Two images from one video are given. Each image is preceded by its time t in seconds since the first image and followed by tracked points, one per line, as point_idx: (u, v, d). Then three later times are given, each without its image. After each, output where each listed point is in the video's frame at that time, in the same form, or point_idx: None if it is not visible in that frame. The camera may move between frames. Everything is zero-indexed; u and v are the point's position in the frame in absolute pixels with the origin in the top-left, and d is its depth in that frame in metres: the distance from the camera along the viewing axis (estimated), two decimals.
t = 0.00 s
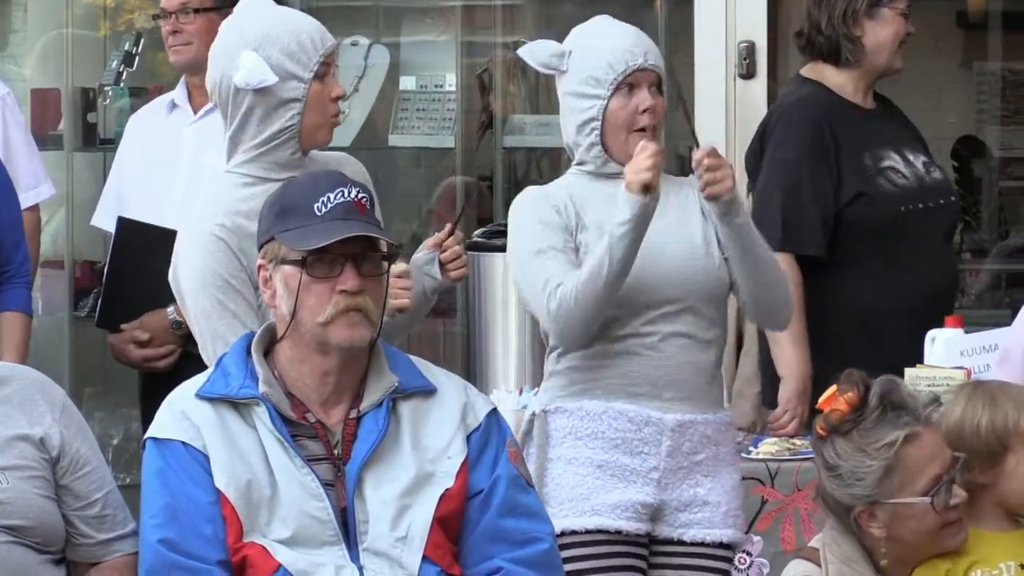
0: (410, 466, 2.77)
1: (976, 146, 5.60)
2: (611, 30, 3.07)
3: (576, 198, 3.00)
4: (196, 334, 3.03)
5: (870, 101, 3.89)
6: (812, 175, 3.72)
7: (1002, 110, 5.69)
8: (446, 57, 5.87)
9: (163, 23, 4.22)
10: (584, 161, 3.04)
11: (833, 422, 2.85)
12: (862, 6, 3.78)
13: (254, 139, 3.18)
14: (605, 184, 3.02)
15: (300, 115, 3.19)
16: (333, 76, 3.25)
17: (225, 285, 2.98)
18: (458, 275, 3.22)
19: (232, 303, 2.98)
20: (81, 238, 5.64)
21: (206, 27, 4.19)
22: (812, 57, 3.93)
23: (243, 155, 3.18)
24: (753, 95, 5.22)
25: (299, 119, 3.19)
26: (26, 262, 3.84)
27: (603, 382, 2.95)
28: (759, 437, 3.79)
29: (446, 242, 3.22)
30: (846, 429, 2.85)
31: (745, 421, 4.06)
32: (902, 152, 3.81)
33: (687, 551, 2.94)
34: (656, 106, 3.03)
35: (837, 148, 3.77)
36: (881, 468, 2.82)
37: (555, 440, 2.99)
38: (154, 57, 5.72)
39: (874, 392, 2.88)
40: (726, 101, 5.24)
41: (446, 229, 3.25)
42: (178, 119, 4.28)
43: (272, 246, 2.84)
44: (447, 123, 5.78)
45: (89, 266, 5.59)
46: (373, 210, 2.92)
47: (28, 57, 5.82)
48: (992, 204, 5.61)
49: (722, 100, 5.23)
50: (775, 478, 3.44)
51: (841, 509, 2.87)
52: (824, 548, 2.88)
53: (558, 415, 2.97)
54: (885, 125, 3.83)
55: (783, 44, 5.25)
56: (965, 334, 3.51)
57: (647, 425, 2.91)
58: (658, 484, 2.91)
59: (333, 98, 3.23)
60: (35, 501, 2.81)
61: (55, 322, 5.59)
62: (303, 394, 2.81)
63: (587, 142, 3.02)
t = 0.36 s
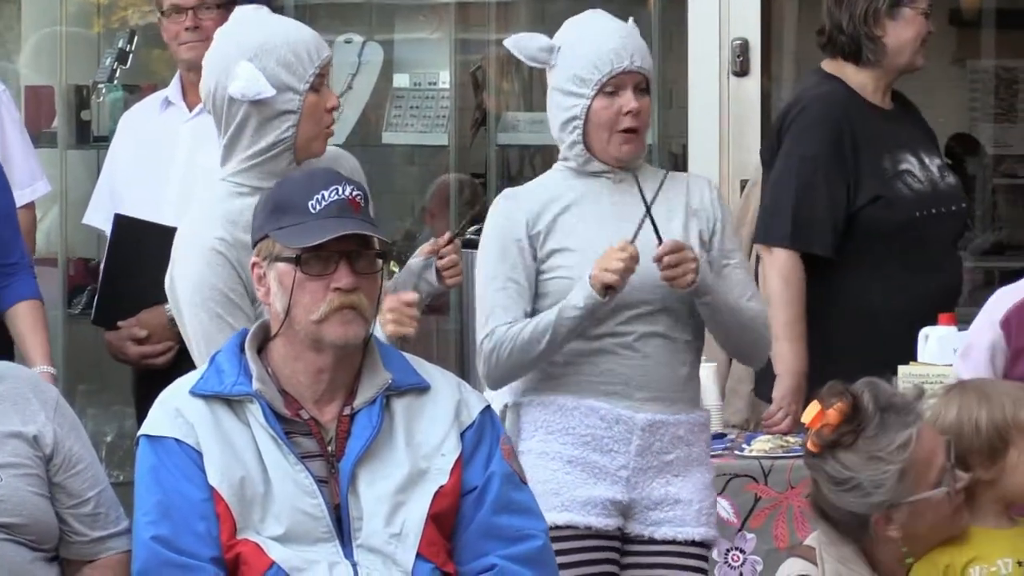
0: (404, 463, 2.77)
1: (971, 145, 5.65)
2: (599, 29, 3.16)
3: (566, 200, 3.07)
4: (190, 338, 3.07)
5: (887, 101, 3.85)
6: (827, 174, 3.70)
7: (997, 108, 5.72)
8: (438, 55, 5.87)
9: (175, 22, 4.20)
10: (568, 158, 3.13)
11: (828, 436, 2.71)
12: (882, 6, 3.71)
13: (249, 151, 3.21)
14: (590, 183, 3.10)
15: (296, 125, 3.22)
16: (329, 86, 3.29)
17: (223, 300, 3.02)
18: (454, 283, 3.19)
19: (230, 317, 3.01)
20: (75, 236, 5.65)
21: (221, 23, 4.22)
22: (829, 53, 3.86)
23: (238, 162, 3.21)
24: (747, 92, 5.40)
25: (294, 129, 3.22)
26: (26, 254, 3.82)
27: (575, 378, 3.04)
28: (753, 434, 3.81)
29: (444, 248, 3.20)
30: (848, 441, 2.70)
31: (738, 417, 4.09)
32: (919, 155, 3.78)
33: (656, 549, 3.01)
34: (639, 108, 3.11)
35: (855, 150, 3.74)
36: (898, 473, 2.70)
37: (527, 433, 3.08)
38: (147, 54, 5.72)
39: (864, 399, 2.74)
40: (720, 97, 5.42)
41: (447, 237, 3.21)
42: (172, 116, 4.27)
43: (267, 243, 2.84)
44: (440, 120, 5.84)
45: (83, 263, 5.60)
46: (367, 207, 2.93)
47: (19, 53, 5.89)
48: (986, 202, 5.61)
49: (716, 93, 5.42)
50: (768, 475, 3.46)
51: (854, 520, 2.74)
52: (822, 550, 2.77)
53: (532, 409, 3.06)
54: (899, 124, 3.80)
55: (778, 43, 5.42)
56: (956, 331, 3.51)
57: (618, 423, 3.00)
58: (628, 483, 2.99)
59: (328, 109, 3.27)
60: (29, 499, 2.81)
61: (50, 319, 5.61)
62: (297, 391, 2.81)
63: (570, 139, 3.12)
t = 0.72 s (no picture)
0: (388, 461, 2.77)
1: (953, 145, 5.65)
2: (589, 37, 3.20)
3: (539, 201, 3.16)
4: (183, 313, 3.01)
5: (875, 97, 3.84)
6: (814, 171, 3.70)
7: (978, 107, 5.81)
8: (423, 54, 5.89)
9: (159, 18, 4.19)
10: (546, 156, 3.18)
11: (825, 449, 2.68)
12: (871, 5, 3.70)
13: (236, 134, 3.11)
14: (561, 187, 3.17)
15: (285, 115, 3.13)
16: (322, 75, 3.20)
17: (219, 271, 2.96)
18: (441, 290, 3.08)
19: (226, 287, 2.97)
20: (57, 235, 5.65)
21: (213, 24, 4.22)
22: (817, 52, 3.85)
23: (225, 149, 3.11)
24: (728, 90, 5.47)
25: (284, 119, 3.13)
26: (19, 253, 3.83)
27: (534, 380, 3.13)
28: (737, 433, 3.83)
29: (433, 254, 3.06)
30: (846, 455, 2.66)
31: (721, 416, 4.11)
32: (906, 152, 3.77)
33: (631, 554, 3.07)
34: (628, 117, 3.16)
35: (843, 146, 3.73)
36: (898, 488, 2.66)
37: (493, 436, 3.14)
38: (130, 53, 5.74)
39: (860, 412, 2.70)
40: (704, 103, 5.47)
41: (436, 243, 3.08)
42: (157, 115, 4.26)
43: (250, 243, 2.84)
44: (423, 119, 5.84)
45: (65, 262, 5.60)
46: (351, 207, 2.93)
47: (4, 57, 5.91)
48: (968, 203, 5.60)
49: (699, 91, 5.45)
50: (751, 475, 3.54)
51: (850, 533, 2.70)
52: (806, 550, 2.72)
53: (499, 412, 3.13)
54: (888, 122, 3.78)
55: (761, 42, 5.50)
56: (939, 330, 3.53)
57: (587, 427, 3.09)
58: (596, 487, 3.07)
59: (320, 100, 3.19)
60: (10, 498, 2.81)
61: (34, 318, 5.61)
62: (280, 390, 2.81)
63: (554, 144, 3.17)
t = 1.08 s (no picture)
0: (374, 462, 2.77)
1: (941, 145, 5.65)
2: (600, 36, 3.17)
3: (523, 202, 3.12)
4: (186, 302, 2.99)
5: (850, 94, 3.92)
6: (785, 167, 3.78)
7: (966, 107, 5.75)
8: (410, 54, 5.89)
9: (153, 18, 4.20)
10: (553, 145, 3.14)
11: (826, 466, 2.75)
12: (834, 2, 3.82)
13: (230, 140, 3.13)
14: (551, 179, 3.14)
15: (271, 122, 3.09)
16: (314, 82, 3.14)
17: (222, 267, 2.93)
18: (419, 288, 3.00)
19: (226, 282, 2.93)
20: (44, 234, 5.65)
21: (204, 25, 4.21)
22: (789, 54, 3.96)
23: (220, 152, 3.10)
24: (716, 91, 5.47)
25: (272, 126, 3.09)
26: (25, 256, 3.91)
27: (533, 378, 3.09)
28: (724, 433, 3.86)
29: (412, 253, 3.02)
30: (850, 471, 2.74)
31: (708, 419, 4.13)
32: (881, 148, 3.86)
33: (619, 554, 3.07)
34: (640, 116, 3.15)
35: (813, 140, 3.82)
36: (900, 507, 2.75)
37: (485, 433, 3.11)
38: (117, 53, 5.75)
39: (864, 427, 2.79)
40: (691, 106, 5.46)
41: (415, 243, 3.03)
42: (146, 115, 4.26)
43: (237, 243, 2.83)
44: (410, 119, 5.85)
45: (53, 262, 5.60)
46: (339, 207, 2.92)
47: None
48: (956, 199, 5.63)
49: (686, 94, 5.46)
50: (738, 476, 3.55)
51: (847, 545, 2.75)
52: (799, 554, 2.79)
53: (490, 410, 3.09)
54: (859, 119, 3.87)
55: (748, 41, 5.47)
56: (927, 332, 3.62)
57: (580, 424, 3.07)
58: (588, 484, 3.06)
59: (308, 108, 3.12)
60: None
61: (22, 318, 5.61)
62: (266, 391, 2.81)
63: (565, 137, 3.13)
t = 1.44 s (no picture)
0: (358, 461, 2.77)
1: (924, 145, 5.72)
2: (541, 22, 3.22)
3: (500, 198, 3.12)
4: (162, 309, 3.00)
5: (821, 93, 3.94)
6: (751, 164, 3.79)
7: (949, 105, 5.81)
8: (394, 54, 5.87)
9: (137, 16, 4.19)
10: (512, 148, 3.17)
11: (802, 456, 2.76)
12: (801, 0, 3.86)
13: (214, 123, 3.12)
14: (529, 176, 3.16)
15: (265, 99, 3.15)
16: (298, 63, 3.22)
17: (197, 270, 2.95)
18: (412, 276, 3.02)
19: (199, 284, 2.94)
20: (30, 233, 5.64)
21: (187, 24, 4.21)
22: (759, 54, 3.99)
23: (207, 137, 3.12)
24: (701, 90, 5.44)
25: (264, 103, 3.15)
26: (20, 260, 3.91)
27: (517, 379, 3.09)
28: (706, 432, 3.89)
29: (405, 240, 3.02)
30: (825, 462, 2.75)
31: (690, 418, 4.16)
32: (849, 147, 3.88)
33: (605, 554, 3.07)
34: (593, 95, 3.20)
35: (778, 137, 3.83)
36: (877, 497, 2.75)
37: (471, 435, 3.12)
38: (101, 53, 5.75)
39: (840, 418, 2.80)
40: (675, 103, 5.45)
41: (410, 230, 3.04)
42: (131, 114, 4.26)
43: (222, 243, 2.83)
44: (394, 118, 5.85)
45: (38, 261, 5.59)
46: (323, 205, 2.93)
47: None
48: (939, 199, 5.74)
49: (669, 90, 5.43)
50: (722, 474, 3.56)
51: (825, 537, 2.76)
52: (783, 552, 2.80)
53: (474, 412, 3.10)
54: (825, 117, 3.88)
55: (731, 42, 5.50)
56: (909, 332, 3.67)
57: (566, 425, 3.06)
58: (574, 484, 3.05)
59: (297, 87, 3.20)
60: None
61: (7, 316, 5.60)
62: (251, 390, 2.81)
63: (523, 131, 3.17)
